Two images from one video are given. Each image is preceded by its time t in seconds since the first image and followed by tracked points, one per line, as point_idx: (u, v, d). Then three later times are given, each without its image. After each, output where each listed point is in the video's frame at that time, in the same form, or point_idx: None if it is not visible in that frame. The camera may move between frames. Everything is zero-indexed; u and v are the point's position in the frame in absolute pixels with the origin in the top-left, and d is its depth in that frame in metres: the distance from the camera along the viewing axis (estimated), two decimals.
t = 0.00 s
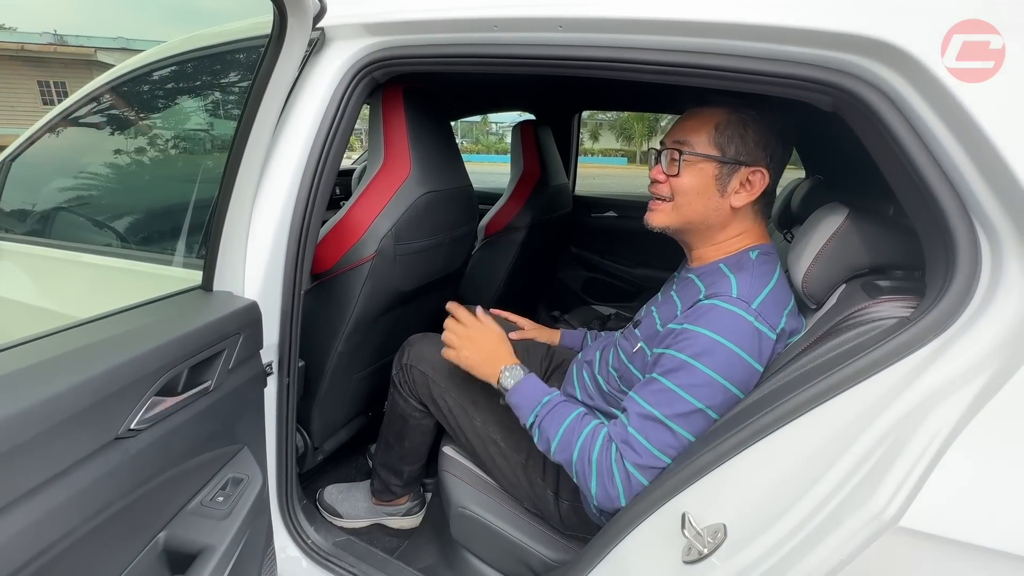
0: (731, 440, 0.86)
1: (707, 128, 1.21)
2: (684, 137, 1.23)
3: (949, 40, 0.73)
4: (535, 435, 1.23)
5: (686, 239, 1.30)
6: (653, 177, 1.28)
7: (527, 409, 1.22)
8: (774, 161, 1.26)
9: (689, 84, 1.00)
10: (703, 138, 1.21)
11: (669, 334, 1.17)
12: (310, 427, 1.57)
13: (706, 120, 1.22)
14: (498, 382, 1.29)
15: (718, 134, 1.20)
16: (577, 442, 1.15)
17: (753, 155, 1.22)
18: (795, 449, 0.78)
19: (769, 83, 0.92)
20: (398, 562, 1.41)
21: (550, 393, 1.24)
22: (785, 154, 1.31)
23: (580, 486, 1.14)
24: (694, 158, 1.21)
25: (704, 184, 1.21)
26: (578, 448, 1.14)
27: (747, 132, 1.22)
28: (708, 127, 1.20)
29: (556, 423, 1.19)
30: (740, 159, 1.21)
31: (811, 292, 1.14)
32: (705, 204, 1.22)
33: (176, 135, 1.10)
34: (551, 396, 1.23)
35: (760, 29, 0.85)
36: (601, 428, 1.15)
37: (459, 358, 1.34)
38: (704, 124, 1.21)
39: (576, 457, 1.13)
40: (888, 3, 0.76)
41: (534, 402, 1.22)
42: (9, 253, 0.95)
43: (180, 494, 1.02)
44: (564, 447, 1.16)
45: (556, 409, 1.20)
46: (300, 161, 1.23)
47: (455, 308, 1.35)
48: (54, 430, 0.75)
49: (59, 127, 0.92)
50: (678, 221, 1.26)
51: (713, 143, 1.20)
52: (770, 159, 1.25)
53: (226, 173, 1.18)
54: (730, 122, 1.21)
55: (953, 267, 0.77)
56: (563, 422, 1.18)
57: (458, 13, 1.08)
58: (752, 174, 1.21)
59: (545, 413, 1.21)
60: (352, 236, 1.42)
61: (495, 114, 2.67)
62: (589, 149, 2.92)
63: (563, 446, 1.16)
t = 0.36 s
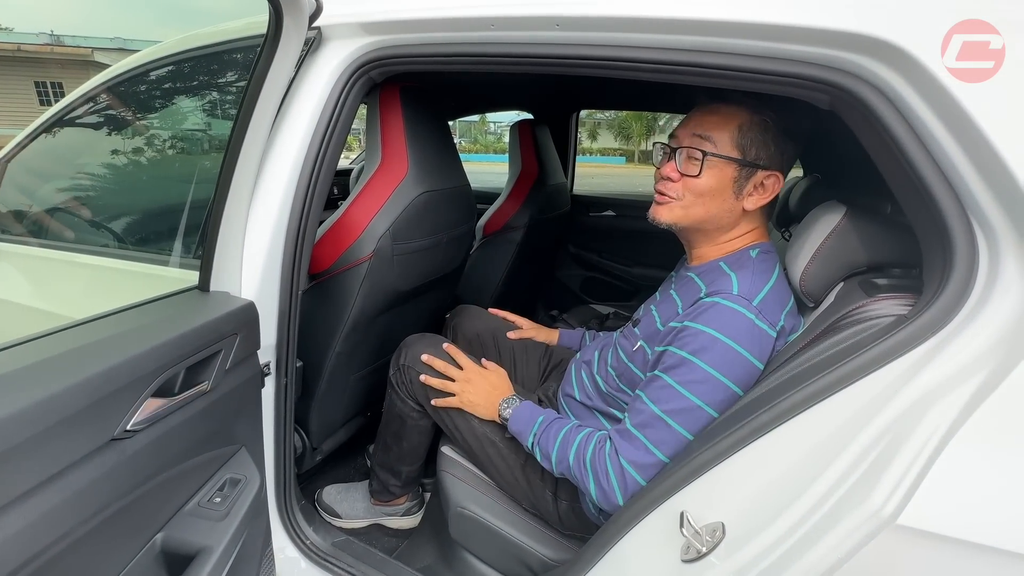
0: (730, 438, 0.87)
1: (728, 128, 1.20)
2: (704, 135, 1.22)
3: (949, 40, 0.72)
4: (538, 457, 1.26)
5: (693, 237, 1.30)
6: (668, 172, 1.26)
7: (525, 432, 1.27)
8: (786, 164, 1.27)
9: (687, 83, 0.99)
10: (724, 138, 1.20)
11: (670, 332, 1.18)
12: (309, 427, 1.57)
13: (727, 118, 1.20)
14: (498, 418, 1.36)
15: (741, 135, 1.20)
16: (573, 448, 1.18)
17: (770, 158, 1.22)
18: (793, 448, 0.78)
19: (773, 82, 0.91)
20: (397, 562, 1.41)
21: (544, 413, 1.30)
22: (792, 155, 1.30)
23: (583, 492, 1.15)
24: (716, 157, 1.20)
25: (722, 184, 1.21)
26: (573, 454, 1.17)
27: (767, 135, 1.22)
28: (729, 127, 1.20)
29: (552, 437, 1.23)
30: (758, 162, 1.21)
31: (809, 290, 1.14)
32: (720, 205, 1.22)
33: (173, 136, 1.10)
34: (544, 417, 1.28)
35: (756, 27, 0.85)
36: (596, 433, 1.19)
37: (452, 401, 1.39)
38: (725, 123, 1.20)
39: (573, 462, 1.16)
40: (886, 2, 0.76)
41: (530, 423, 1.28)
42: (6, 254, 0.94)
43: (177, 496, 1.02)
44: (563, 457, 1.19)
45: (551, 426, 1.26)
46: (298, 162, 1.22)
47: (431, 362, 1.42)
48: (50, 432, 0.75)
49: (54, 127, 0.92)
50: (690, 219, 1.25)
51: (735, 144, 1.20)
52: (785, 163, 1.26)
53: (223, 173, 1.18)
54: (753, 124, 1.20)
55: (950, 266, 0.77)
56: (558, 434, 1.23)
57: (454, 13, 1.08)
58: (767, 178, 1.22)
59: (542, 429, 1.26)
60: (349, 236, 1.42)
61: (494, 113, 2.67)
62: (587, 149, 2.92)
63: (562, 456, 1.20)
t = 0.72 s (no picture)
0: (731, 438, 0.87)
1: (737, 129, 1.20)
2: (712, 136, 1.21)
3: (949, 40, 0.72)
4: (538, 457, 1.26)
5: (698, 239, 1.29)
6: (676, 172, 1.24)
7: (525, 433, 1.26)
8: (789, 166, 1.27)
9: (686, 81, 0.99)
10: (734, 140, 1.19)
11: (670, 333, 1.18)
12: (308, 427, 1.57)
13: (736, 120, 1.20)
14: (498, 418, 1.36)
15: (749, 137, 1.19)
16: (572, 448, 1.18)
17: (776, 161, 1.23)
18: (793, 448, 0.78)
19: (775, 81, 0.91)
20: (396, 563, 1.41)
21: (544, 412, 1.30)
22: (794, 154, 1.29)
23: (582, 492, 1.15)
24: (725, 159, 1.19)
25: (732, 187, 1.20)
26: (572, 453, 1.17)
27: (773, 137, 1.22)
28: (739, 129, 1.19)
29: (552, 437, 1.23)
30: (765, 165, 1.21)
31: (809, 290, 1.14)
32: (728, 207, 1.22)
33: (172, 135, 1.10)
34: (545, 416, 1.28)
35: (754, 27, 0.85)
36: (596, 433, 1.19)
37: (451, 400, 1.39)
38: (734, 124, 1.20)
39: (572, 463, 1.16)
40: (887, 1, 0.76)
41: (529, 423, 1.27)
42: (4, 254, 0.94)
43: (176, 497, 1.02)
44: (563, 457, 1.19)
45: (551, 426, 1.26)
46: (296, 162, 1.22)
47: (431, 361, 1.42)
48: (47, 433, 0.75)
49: (52, 127, 0.92)
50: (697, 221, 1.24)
51: (743, 146, 1.20)
52: (788, 165, 1.26)
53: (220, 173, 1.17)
54: (760, 126, 1.20)
55: (949, 265, 0.77)
56: (558, 434, 1.23)
57: (453, 12, 1.07)
58: (773, 181, 1.23)
59: (542, 430, 1.25)
60: (347, 236, 1.41)
61: (493, 113, 2.66)
62: (587, 148, 2.91)
63: (562, 456, 1.20)
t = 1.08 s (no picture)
0: (732, 437, 0.86)
1: (706, 131, 1.20)
2: (683, 141, 1.22)
3: (949, 40, 0.72)
4: (538, 459, 1.25)
5: (689, 242, 1.29)
6: (653, 181, 1.26)
7: (525, 434, 1.26)
8: (772, 160, 1.25)
9: (685, 81, 0.99)
10: (703, 142, 1.20)
11: (669, 333, 1.17)
12: (308, 428, 1.57)
13: (705, 122, 1.20)
14: (498, 420, 1.36)
15: (719, 137, 1.19)
16: (572, 449, 1.18)
17: (755, 156, 1.21)
18: (793, 448, 0.78)
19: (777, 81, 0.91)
20: (396, 564, 1.41)
21: (544, 413, 1.29)
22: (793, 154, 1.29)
23: (583, 493, 1.15)
24: (695, 162, 1.20)
25: (707, 188, 1.20)
26: (572, 454, 1.17)
27: (749, 133, 1.21)
28: (708, 130, 1.20)
29: (552, 438, 1.23)
30: (741, 161, 1.20)
31: (809, 289, 1.14)
32: (708, 208, 1.21)
33: (172, 136, 1.10)
34: (545, 417, 1.28)
35: (754, 26, 0.85)
36: (596, 434, 1.19)
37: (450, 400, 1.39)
38: (702, 127, 1.20)
39: (572, 464, 1.16)
40: None
41: (529, 424, 1.27)
42: (3, 255, 0.93)
43: (174, 498, 1.01)
44: (562, 458, 1.19)
45: (550, 427, 1.25)
46: (296, 162, 1.22)
47: (430, 363, 1.41)
48: (44, 433, 0.74)
49: (52, 128, 0.91)
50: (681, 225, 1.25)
51: (714, 147, 1.19)
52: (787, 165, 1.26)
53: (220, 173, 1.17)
54: (730, 125, 1.20)
55: (951, 264, 0.76)
56: (558, 435, 1.22)
57: (452, 11, 1.07)
58: (753, 176, 1.21)
59: (542, 431, 1.25)
60: (347, 236, 1.41)
61: (492, 114, 2.66)
62: (586, 149, 2.92)
63: (561, 457, 1.19)
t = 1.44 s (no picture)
0: (735, 438, 0.85)
1: (691, 127, 1.21)
2: (671, 138, 1.24)
3: (949, 40, 0.72)
4: (540, 460, 1.25)
5: (683, 239, 1.30)
6: (644, 178, 1.30)
7: (526, 436, 1.26)
8: (762, 155, 1.22)
9: (687, 81, 0.99)
10: (686, 139, 1.21)
11: (669, 335, 1.17)
12: (309, 429, 1.57)
13: (691, 118, 1.22)
14: (498, 420, 1.36)
15: (701, 134, 1.20)
16: (573, 451, 1.17)
17: (739, 152, 1.20)
18: (797, 449, 0.78)
19: (779, 81, 0.91)
20: (397, 565, 1.40)
21: (545, 415, 1.29)
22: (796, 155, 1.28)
23: (584, 495, 1.14)
24: (678, 159, 1.22)
25: (688, 184, 1.21)
26: (573, 456, 1.17)
27: (732, 130, 1.19)
28: (691, 127, 1.21)
29: (553, 440, 1.22)
30: (724, 158, 1.19)
31: (812, 290, 1.13)
32: (691, 204, 1.22)
33: (172, 137, 1.09)
34: (546, 418, 1.27)
35: (754, 25, 0.85)
36: (597, 436, 1.19)
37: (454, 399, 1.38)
38: (688, 124, 1.22)
39: (573, 466, 1.16)
40: None
41: (530, 426, 1.27)
42: (5, 256, 0.93)
43: (175, 499, 1.01)
44: (563, 460, 1.19)
45: (552, 428, 1.25)
46: (297, 162, 1.22)
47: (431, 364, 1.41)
48: (45, 434, 0.74)
49: (53, 128, 0.91)
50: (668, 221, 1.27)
51: (696, 143, 1.20)
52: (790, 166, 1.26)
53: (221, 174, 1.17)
54: (713, 121, 1.20)
55: (955, 264, 0.76)
56: (559, 437, 1.22)
57: (453, 12, 1.07)
58: (738, 171, 1.20)
59: (543, 433, 1.25)
60: (349, 236, 1.41)
61: (493, 115, 2.67)
62: (587, 150, 2.92)
63: (562, 459, 1.19)
